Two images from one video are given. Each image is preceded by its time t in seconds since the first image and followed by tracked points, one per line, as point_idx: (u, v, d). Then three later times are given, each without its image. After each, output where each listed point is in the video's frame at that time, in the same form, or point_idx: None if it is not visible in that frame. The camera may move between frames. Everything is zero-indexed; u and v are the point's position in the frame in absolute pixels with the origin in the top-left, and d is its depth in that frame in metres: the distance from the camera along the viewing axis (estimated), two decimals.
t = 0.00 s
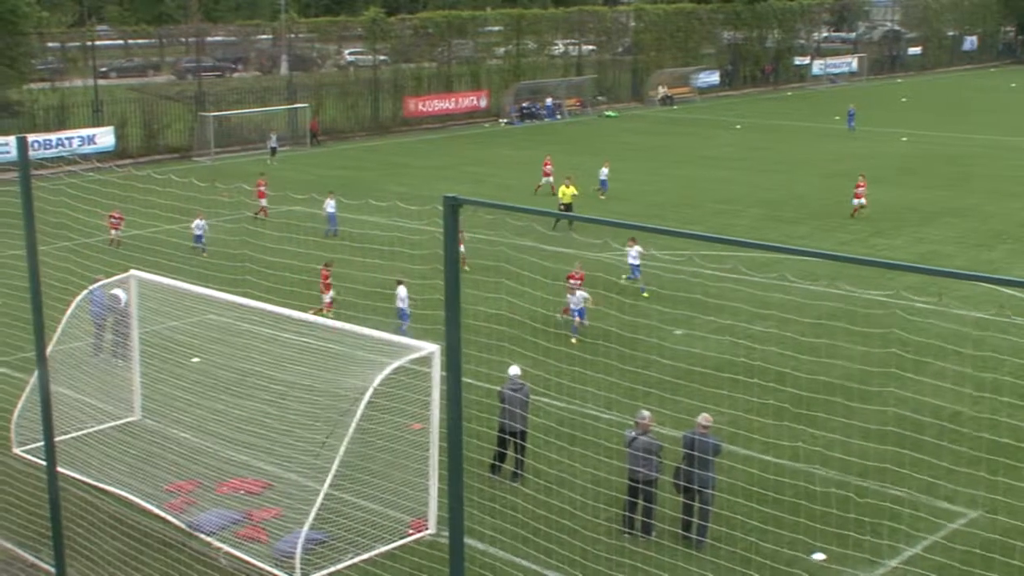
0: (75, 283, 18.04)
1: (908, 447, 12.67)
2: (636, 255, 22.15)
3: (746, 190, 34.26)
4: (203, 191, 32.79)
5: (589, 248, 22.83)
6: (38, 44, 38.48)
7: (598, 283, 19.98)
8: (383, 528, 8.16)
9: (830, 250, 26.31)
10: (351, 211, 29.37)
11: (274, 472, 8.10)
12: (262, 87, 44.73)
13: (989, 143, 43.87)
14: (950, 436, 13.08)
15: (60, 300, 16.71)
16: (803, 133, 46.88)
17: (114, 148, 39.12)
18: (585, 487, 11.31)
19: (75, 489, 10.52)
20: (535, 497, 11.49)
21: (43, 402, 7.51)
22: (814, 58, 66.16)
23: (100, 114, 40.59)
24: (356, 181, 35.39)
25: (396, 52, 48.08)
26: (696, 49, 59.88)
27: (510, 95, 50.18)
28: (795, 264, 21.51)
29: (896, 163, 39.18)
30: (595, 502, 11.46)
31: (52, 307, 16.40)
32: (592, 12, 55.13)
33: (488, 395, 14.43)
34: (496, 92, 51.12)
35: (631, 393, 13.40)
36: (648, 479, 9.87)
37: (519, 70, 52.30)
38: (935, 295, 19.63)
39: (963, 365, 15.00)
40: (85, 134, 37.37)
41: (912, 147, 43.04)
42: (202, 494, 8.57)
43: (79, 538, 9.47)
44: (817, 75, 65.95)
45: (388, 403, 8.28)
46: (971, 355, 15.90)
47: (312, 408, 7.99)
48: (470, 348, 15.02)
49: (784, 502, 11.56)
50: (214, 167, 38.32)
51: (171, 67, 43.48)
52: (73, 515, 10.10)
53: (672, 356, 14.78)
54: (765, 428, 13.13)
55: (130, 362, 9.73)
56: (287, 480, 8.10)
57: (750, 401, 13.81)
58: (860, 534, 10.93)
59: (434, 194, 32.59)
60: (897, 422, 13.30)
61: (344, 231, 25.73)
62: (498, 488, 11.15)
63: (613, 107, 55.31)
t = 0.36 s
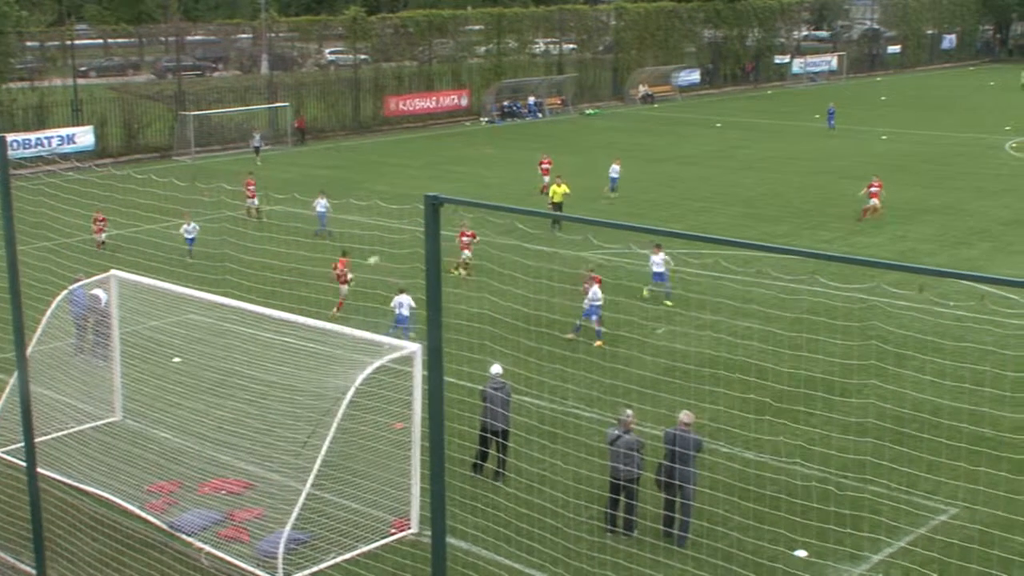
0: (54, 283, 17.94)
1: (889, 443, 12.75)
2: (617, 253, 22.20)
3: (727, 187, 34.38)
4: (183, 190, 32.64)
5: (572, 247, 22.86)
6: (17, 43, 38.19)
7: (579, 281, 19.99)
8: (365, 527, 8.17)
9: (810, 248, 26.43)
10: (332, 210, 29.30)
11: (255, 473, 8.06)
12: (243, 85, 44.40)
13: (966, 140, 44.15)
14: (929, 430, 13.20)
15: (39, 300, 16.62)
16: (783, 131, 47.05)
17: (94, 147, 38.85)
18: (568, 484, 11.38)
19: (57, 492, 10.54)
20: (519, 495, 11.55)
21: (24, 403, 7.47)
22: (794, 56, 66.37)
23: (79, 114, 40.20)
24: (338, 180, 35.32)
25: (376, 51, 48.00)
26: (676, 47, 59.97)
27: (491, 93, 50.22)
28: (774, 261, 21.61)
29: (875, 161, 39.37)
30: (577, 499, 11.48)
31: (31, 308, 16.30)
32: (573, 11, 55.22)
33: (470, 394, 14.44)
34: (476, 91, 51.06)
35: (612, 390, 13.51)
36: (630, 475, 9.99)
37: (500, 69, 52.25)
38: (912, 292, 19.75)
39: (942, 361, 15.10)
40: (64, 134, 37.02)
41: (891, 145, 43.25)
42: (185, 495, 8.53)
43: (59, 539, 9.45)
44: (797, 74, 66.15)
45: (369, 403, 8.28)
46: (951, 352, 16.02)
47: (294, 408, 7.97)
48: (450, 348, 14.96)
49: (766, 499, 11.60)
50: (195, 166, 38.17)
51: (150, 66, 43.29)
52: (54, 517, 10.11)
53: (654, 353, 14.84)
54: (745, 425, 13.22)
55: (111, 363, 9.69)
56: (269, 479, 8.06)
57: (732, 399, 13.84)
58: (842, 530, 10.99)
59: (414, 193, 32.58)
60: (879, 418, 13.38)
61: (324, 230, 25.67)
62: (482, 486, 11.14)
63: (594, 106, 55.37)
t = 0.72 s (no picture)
0: (44, 283, 17.89)
1: (876, 443, 12.81)
2: (608, 251, 22.20)
3: (717, 186, 34.42)
4: (173, 190, 32.55)
5: (563, 247, 22.89)
6: (7, 43, 38.03)
7: (571, 280, 20.01)
8: (357, 526, 8.18)
9: (801, 247, 26.49)
10: (323, 209, 29.24)
11: (247, 472, 8.05)
12: (234, 85, 44.44)
13: (956, 140, 44.22)
14: (918, 429, 13.27)
15: (28, 300, 16.57)
16: (774, 130, 47.16)
17: (84, 147, 38.73)
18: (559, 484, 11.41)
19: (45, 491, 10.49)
20: (509, 495, 11.56)
21: (15, 401, 7.44)
22: (784, 55, 66.44)
23: (69, 113, 40.03)
24: (329, 179, 35.25)
25: (367, 50, 48.00)
26: (667, 47, 59.98)
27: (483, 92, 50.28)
28: (764, 260, 21.64)
29: (865, 160, 39.43)
30: (566, 500, 11.49)
31: (19, 308, 16.25)
32: (564, 10, 55.26)
33: (460, 393, 14.46)
34: (467, 91, 51.02)
35: (603, 390, 13.56)
36: (621, 475, 10.04)
37: (491, 69, 52.23)
38: (901, 291, 19.79)
39: (930, 361, 15.17)
40: (53, 134, 36.88)
41: (881, 144, 43.28)
42: (175, 494, 8.51)
43: (47, 538, 9.41)
44: (788, 73, 66.22)
45: (362, 401, 8.31)
46: (940, 350, 16.08)
47: (287, 407, 7.98)
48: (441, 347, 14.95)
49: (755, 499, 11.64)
50: (186, 166, 38.10)
51: (142, 66, 42.91)
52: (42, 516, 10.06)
53: (644, 353, 14.88)
54: (735, 424, 13.26)
55: (101, 362, 9.69)
56: (260, 478, 8.05)
57: (722, 399, 13.87)
58: (831, 529, 11.05)
59: (405, 193, 32.55)
60: (866, 417, 13.45)
61: (314, 229, 25.60)
62: (472, 485, 11.14)
63: (585, 105, 55.38)
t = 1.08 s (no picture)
0: (15, 285, 17.75)
1: (851, 439, 12.88)
2: (583, 251, 22.24)
3: (691, 185, 34.55)
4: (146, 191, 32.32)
5: (538, 246, 22.89)
6: None
7: (546, 280, 20.00)
8: (331, 526, 8.17)
9: (776, 245, 26.61)
10: (297, 210, 29.14)
11: (220, 473, 8.03)
12: (208, 85, 44.20)
13: (927, 138, 44.58)
14: (892, 425, 13.34)
15: None
16: (748, 128, 47.37)
17: (56, 147, 38.40)
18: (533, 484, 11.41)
19: (19, 495, 10.44)
20: (484, 495, 11.54)
21: None
22: (757, 54, 66.75)
23: (41, 114, 39.62)
24: (304, 179, 35.10)
25: (341, 50, 47.96)
26: (640, 46, 60.11)
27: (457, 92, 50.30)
28: (738, 259, 21.74)
29: (838, 158, 39.66)
30: (542, 499, 11.51)
31: None
32: (537, 9, 55.27)
33: (436, 392, 14.47)
34: (442, 90, 50.96)
35: (577, 389, 13.57)
36: (594, 475, 10.05)
37: (465, 68, 52.17)
38: (874, 288, 19.93)
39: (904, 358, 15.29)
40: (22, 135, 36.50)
41: (853, 142, 43.58)
42: (149, 497, 8.49)
43: (22, 541, 9.37)
44: (761, 71, 66.53)
45: (337, 402, 8.30)
46: (915, 346, 16.19)
47: (260, 407, 7.98)
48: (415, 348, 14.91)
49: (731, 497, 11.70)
50: (159, 166, 37.86)
51: (113, 66, 43.03)
52: (16, 520, 10.01)
53: (619, 352, 14.89)
54: (709, 422, 13.30)
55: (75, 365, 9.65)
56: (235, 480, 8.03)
57: (697, 396, 13.93)
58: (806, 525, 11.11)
59: (380, 193, 32.48)
60: (841, 413, 13.54)
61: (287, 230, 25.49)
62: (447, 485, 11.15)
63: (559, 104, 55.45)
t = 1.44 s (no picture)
0: None
1: (812, 435, 13.01)
2: (545, 251, 22.28)
3: (652, 184, 34.73)
4: (104, 193, 32.01)
5: (500, 245, 22.91)
6: None
7: (509, 280, 20.02)
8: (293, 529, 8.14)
9: (737, 244, 26.81)
10: (257, 212, 28.98)
11: (180, 476, 7.99)
12: (166, 86, 43.85)
13: (885, 136, 45.06)
14: (854, 421, 13.48)
15: None
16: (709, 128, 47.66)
17: (14, 149, 38.63)
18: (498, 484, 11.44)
19: None
20: (447, 496, 11.53)
21: None
22: (717, 54, 67.21)
23: None
24: (265, 181, 34.90)
25: (300, 51, 47.94)
26: (601, 46, 60.31)
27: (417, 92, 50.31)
28: (699, 258, 21.88)
29: (797, 157, 39.99)
30: (505, 499, 11.54)
31: None
32: (497, 10, 55.30)
33: (399, 394, 14.45)
34: (403, 91, 50.86)
35: (540, 390, 13.63)
36: (556, 474, 10.09)
37: (426, 68, 52.05)
38: (833, 286, 20.13)
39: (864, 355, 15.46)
40: None
41: (812, 141, 43.96)
42: (109, 502, 8.44)
43: None
44: (721, 71, 66.98)
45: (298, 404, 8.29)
46: (874, 343, 16.41)
47: (221, 410, 7.93)
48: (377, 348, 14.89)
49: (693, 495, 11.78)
50: (118, 168, 37.51)
51: (70, 67, 43.21)
52: None
53: (580, 351, 14.95)
54: (671, 421, 13.37)
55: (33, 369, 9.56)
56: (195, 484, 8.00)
57: (660, 395, 14.01)
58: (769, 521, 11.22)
59: (341, 193, 32.37)
60: (802, 411, 13.67)
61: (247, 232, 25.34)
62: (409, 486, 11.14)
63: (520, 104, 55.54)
